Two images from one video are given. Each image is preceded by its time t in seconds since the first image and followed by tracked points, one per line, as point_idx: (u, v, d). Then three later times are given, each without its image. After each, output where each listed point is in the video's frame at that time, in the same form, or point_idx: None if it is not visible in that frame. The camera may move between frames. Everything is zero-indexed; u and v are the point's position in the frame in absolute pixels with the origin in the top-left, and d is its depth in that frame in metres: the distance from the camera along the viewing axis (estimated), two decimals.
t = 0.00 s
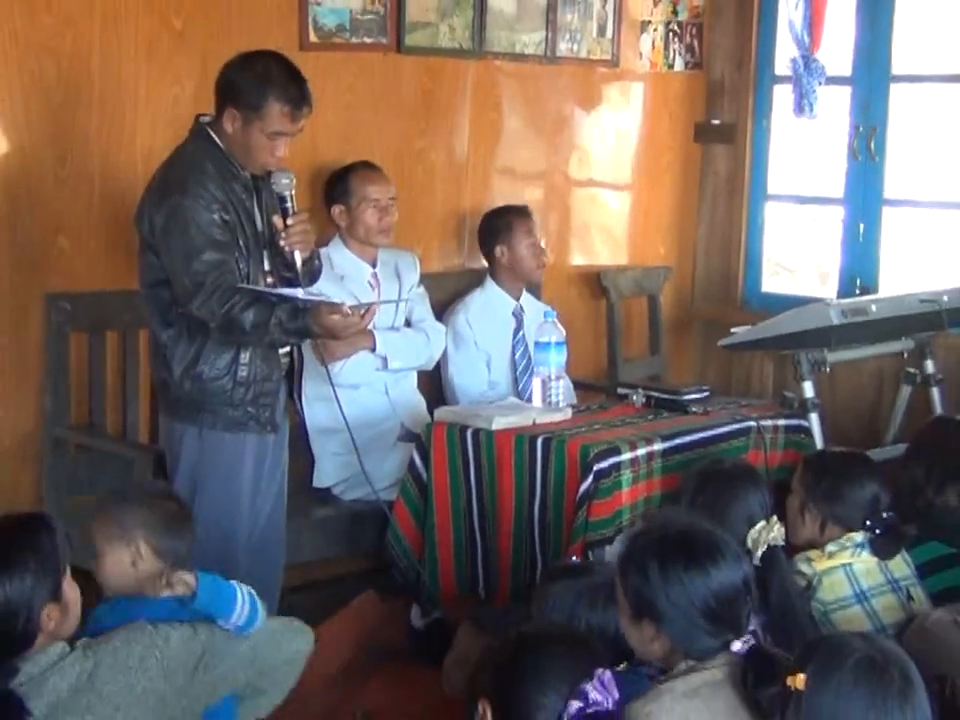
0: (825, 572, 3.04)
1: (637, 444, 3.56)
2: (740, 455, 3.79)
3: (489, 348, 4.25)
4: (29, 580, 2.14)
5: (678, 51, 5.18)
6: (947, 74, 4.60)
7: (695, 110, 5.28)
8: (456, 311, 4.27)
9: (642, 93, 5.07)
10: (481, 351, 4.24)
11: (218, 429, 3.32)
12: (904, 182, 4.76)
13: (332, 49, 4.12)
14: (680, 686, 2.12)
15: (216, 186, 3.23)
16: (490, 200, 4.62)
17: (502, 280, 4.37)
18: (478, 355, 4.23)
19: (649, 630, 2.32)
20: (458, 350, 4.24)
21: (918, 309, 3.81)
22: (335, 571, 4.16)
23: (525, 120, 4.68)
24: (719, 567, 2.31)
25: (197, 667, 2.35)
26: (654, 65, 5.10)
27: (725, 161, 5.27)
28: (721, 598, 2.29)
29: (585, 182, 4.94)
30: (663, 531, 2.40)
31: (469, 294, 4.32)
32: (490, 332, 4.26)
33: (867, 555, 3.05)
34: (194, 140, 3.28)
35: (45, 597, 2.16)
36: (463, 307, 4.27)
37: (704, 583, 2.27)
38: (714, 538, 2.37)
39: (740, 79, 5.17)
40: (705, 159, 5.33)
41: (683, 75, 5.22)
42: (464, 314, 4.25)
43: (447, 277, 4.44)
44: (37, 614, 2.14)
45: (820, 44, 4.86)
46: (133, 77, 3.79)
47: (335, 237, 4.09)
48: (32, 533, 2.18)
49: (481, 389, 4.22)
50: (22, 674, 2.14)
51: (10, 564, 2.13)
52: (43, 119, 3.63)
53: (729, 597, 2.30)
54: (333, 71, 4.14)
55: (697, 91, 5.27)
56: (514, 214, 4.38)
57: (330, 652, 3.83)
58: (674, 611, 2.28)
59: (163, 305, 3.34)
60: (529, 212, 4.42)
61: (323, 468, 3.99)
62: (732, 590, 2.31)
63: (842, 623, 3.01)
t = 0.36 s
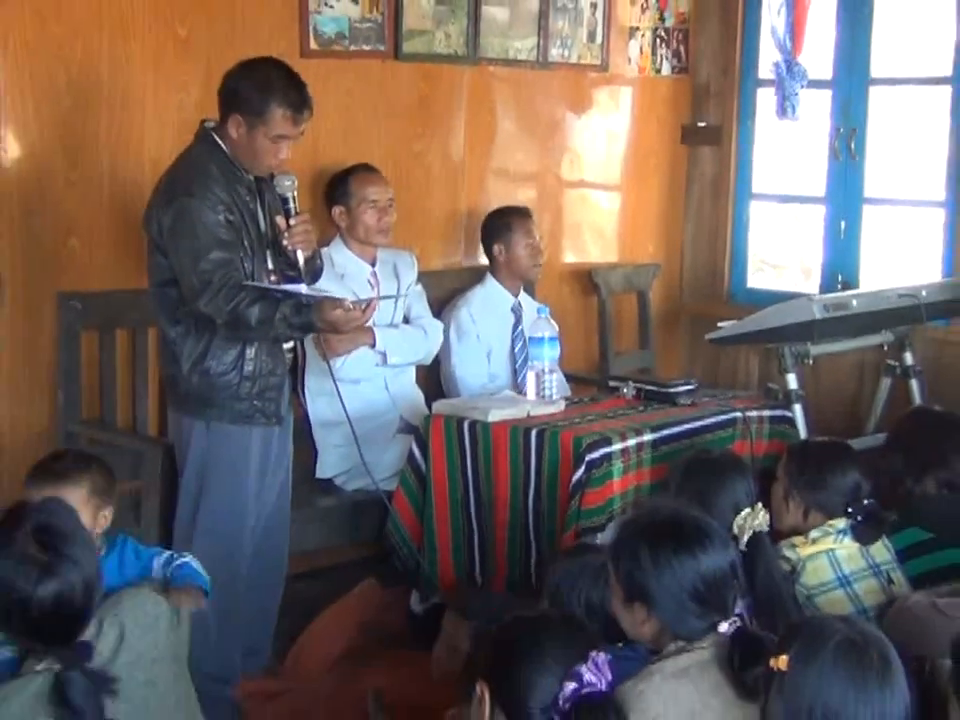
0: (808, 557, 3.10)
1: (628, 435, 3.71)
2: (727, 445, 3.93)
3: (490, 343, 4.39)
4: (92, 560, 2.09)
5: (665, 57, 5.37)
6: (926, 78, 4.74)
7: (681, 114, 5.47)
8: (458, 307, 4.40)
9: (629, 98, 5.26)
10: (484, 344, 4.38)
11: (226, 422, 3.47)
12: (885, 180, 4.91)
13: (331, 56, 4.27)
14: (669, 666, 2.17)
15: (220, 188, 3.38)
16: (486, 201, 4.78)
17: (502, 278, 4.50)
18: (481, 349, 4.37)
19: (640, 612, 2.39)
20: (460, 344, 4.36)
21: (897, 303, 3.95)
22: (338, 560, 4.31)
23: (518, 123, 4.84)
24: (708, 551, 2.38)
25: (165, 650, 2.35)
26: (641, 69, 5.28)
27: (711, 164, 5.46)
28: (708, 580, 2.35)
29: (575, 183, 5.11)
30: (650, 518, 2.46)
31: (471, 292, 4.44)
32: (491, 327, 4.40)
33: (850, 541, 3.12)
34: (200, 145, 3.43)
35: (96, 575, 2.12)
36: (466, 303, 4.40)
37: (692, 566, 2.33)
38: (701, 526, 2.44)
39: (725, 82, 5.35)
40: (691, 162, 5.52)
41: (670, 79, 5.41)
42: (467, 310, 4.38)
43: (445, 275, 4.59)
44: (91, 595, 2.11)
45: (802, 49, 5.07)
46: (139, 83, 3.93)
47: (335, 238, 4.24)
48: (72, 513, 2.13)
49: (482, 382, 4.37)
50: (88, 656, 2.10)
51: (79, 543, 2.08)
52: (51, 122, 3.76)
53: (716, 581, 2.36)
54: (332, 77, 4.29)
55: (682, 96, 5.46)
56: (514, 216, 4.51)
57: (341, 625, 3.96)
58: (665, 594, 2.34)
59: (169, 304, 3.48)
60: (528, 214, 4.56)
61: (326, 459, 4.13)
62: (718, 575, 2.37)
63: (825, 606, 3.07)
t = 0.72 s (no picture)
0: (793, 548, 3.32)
1: (619, 430, 3.87)
2: (715, 439, 4.09)
3: (490, 339, 4.56)
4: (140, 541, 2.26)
5: (655, 67, 5.57)
6: (903, 86, 4.97)
7: (671, 121, 5.68)
8: (460, 304, 4.55)
9: (620, 106, 5.45)
10: (484, 340, 4.54)
11: (235, 415, 3.64)
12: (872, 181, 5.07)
13: (334, 64, 4.45)
14: (663, 658, 2.32)
15: (230, 191, 3.54)
16: (483, 205, 4.97)
17: (499, 276, 4.66)
18: (481, 345, 4.53)
19: (636, 598, 2.54)
20: (462, 340, 4.51)
21: (877, 303, 4.12)
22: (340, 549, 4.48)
23: (514, 129, 5.03)
24: (702, 543, 2.52)
25: (175, 643, 2.34)
26: (632, 77, 5.48)
27: (699, 169, 5.67)
28: (704, 572, 2.50)
29: (567, 187, 5.29)
30: (653, 512, 2.61)
31: (472, 289, 4.58)
32: (491, 323, 4.56)
33: (831, 533, 3.36)
34: (210, 150, 3.59)
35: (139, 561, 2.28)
36: (467, 299, 4.55)
37: (686, 557, 2.49)
38: (699, 520, 2.59)
39: (713, 91, 5.56)
40: (680, 166, 5.72)
41: (660, 88, 5.61)
42: (468, 306, 4.53)
43: (445, 275, 4.76)
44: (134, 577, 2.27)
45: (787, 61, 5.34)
46: (150, 88, 4.10)
47: (338, 240, 4.40)
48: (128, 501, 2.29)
49: (482, 377, 4.53)
50: (130, 622, 2.20)
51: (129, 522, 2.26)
52: (67, 128, 3.93)
53: (711, 571, 2.51)
54: (337, 85, 4.48)
55: (669, 104, 5.66)
56: (511, 219, 4.66)
57: (345, 606, 4.07)
58: (661, 581, 2.49)
59: (183, 302, 3.64)
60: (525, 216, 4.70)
61: (329, 452, 4.30)
62: (713, 567, 2.51)
63: (810, 595, 3.28)
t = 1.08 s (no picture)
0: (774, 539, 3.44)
1: (609, 425, 4.01)
2: (699, 436, 4.26)
3: (485, 336, 4.73)
4: (186, 528, 2.50)
5: (646, 78, 5.90)
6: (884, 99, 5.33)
7: (662, 128, 6.04)
8: (456, 302, 4.73)
9: (613, 115, 5.77)
10: (479, 338, 4.72)
11: (241, 405, 3.82)
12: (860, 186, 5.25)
13: (340, 71, 4.66)
14: (651, 644, 2.42)
15: (238, 190, 3.72)
16: (481, 208, 5.21)
17: (495, 276, 4.84)
18: (476, 343, 4.71)
19: (628, 589, 2.63)
20: (458, 337, 4.69)
21: (856, 306, 4.32)
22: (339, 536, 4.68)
23: (511, 135, 5.28)
24: (691, 536, 2.61)
25: (219, 643, 2.43)
26: (625, 87, 5.80)
27: (687, 175, 6.04)
28: (692, 563, 2.59)
29: (562, 192, 5.57)
30: (644, 506, 2.70)
31: (468, 289, 4.77)
32: (486, 322, 4.74)
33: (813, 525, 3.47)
34: (220, 151, 3.77)
35: (188, 548, 2.51)
36: (463, 298, 4.73)
37: (675, 548, 2.57)
38: (688, 513, 2.68)
39: (702, 102, 5.93)
40: (670, 173, 6.10)
41: (651, 98, 5.95)
42: (464, 304, 4.71)
43: (444, 275, 4.96)
44: (178, 559, 2.50)
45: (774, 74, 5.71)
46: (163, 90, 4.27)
47: (341, 240, 4.58)
48: (190, 492, 2.54)
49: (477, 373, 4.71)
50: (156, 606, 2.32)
51: (178, 508, 2.50)
52: (83, 130, 4.11)
53: (699, 562, 2.59)
54: (342, 91, 4.68)
55: (660, 112, 6.02)
56: (507, 221, 4.85)
57: (345, 592, 4.33)
58: (650, 573, 2.58)
59: (193, 297, 3.82)
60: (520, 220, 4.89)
61: (330, 443, 4.48)
62: (700, 558, 2.60)
63: (790, 586, 3.41)
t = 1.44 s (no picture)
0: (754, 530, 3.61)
1: (595, 419, 4.18)
2: (682, 430, 4.44)
3: (477, 335, 4.91)
4: (224, 529, 2.67)
5: (633, 85, 6.08)
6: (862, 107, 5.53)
7: (648, 135, 6.22)
8: (450, 301, 4.90)
9: (601, 120, 5.95)
10: (471, 336, 4.89)
11: (244, 398, 4.00)
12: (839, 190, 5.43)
13: (339, 78, 4.84)
14: (637, 629, 2.55)
15: (242, 191, 3.88)
16: (474, 209, 5.39)
17: (487, 277, 5.02)
18: (468, 341, 4.88)
19: (617, 574, 2.81)
20: (450, 335, 4.86)
21: (832, 306, 4.51)
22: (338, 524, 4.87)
23: (503, 139, 5.47)
24: (678, 525, 2.78)
25: (247, 649, 2.61)
26: (613, 95, 5.98)
27: (673, 178, 6.23)
28: (679, 552, 2.75)
29: (552, 194, 5.75)
30: (633, 498, 2.86)
31: (461, 289, 4.94)
32: (478, 320, 4.92)
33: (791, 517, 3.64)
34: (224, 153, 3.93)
35: (228, 549, 2.68)
36: (456, 297, 4.91)
37: (663, 537, 2.75)
38: (676, 503, 2.85)
39: (686, 109, 6.11)
40: (655, 178, 6.28)
41: (637, 104, 6.13)
42: (456, 304, 4.89)
43: (438, 273, 5.14)
44: (216, 558, 2.67)
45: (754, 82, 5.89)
46: (169, 95, 4.45)
47: (340, 241, 4.75)
48: (234, 499, 2.72)
49: (469, 370, 4.88)
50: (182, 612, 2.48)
51: (219, 511, 2.68)
52: (90, 136, 4.28)
53: (687, 552, 2.77)
54: (340, 97, 4.86)
55: (645, 118, 6.19)
56: (497, 222, 5.03)
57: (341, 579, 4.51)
58: (639, 559, 2.75)
59: (197, 295, 4.00)
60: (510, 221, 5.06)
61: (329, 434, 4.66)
62: (687, 547, 2.77)
63: (767, 574, 3.58)
